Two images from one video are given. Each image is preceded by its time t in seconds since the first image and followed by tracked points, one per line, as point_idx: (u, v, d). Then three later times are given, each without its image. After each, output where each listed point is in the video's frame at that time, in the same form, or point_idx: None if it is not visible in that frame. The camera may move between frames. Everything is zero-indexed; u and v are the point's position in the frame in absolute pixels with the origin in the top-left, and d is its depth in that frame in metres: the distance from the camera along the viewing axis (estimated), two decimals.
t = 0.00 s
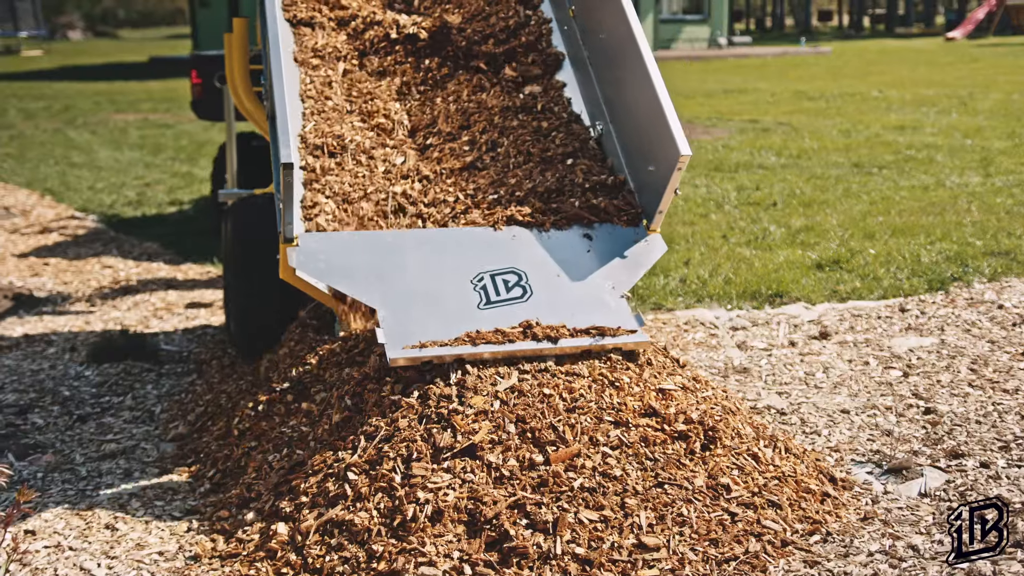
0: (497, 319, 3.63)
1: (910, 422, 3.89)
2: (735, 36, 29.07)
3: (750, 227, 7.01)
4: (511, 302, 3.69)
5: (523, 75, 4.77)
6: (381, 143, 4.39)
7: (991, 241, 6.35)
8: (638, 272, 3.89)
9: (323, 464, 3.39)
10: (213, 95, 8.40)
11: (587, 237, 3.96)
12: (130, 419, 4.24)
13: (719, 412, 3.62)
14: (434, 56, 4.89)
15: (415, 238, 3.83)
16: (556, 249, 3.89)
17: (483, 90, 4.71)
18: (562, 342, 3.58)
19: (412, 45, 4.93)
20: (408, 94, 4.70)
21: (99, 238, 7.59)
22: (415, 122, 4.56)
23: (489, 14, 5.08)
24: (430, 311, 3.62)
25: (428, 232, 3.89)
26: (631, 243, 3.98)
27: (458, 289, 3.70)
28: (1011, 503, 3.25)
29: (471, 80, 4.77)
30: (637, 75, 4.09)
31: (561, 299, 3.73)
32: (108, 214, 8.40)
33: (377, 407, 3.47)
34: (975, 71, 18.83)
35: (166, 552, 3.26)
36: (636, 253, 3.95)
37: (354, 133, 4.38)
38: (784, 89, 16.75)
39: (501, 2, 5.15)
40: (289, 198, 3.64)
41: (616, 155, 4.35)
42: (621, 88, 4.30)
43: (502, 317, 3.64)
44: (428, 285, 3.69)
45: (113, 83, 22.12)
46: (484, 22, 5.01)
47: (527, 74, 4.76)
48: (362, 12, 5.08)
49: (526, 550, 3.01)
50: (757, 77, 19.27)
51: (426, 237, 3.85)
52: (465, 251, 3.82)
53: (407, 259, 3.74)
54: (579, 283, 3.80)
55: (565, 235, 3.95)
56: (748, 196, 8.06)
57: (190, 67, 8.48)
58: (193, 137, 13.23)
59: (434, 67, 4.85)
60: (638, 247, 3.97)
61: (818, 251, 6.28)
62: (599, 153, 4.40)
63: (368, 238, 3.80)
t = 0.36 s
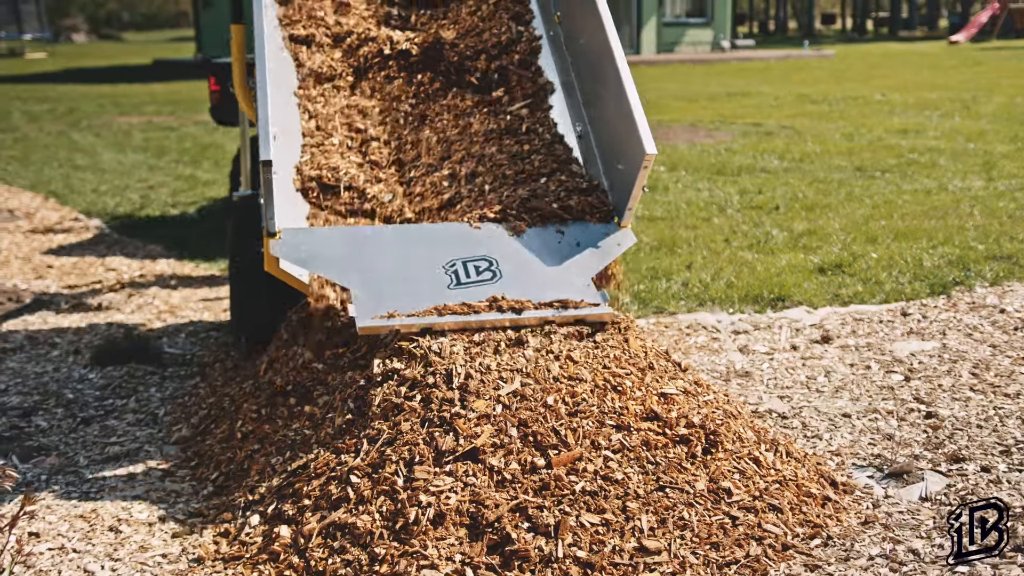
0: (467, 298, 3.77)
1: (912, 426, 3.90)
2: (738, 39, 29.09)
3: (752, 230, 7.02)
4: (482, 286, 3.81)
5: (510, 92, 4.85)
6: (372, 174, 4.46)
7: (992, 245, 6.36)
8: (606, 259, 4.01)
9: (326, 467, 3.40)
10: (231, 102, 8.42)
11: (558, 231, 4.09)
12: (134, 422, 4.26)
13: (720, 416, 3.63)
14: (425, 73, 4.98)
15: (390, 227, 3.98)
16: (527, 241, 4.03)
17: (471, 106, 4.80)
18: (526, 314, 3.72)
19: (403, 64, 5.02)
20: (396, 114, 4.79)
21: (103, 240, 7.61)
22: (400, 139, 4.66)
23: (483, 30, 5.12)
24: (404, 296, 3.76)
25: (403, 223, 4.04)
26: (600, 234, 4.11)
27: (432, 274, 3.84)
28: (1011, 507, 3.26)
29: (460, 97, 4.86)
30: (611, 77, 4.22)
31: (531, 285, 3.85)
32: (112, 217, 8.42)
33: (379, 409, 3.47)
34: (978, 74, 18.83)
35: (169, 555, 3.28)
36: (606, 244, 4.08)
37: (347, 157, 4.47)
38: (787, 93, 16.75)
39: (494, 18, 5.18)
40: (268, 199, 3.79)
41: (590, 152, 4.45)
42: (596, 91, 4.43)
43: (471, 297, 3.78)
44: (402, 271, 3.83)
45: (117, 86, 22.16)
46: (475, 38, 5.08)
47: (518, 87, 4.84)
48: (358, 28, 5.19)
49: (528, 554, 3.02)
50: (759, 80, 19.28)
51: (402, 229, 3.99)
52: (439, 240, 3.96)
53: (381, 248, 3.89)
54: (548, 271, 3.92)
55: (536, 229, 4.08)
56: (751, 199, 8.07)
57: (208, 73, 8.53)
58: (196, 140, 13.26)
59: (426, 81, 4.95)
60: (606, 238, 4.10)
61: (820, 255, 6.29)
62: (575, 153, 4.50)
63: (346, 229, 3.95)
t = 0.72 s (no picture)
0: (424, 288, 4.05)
1: (914, 434, 3.91)
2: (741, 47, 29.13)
3: (756, 238, 7.04)
4: (443, 282, 4.10)
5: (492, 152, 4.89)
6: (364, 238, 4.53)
7: (996, 253, 6.37)
8: (560, 259, 4.28)
9: (330, 473, 3.42)
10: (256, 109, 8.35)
11: (515, 236, 4.38)
12: (139, 427, 4.27)
13: (723, 424, 3.64)
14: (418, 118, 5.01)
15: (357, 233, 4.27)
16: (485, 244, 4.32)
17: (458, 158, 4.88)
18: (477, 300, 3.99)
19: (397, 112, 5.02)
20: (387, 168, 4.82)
21: (108, 247, 7.64)
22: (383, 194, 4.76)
23: (475, 75, 5.16)
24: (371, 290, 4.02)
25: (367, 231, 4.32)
26: (556, 238, 4.40)
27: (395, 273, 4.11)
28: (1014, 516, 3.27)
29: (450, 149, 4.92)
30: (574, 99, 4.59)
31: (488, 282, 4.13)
32: (117, 223, 8.46)
33: (383, 415, 3.50)
34: (982, 82, 18.85)
35: (174, 561, 3.29)
36: (562, 247, 4.36)
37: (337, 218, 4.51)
38: (791, 100, 16.77)
39: (485, 63, 5.22)
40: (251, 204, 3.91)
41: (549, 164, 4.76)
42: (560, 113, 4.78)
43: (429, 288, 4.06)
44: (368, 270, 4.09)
45: (122, 92, 22.22)
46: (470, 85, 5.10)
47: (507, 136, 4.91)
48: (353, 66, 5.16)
49: (531, 561, 3.03)
50: (764, 87, 19.31)
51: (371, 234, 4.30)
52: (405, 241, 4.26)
53: (350, 247, 4.17)
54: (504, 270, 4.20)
55: (494, 236, 4.38)
56: (755, 207, 8.09)
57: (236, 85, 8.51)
58: (201, 146, 13.31)
59: (418, 127, 4.98)
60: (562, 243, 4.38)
61: (824, 262, 6.30)
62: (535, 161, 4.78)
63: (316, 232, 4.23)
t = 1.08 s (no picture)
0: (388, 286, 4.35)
1: (918, 446, 3.90)
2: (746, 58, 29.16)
3: (760, 249, 7.04)
4: (406, 281, 4.40)
5: (467, 207, 5.05)
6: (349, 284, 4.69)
7: (999, 265, 6.37)
8: (520, 261, 4.52)
9: (333, 484, 3.43)
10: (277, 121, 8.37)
11: (480, 242, 4.65)
12: (143, 438, 4.28)
13: (726, 436, 3.64)
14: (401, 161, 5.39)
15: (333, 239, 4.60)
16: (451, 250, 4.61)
17: (440, 201, 5.14)
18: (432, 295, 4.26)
19: (376, 163, 5.39)
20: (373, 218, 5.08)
21: (113, 256, 7.67)
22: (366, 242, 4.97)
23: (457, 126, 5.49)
24: (343, 288, 4.32)
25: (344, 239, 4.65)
26: (518, 242, 4.63)
27: (364, 274, 4.41)
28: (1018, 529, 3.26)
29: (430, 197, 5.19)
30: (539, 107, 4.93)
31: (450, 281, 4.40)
32: (122, 233, 8.48)
33: (386, 426, 3.52)
34: (988, 94, 18.85)
35: (177, 571, 3.29)
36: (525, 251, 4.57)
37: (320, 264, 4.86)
38: (796, 111, 16.78)
39: (467, 113, 5.53)
40: (233, 214, 4.32)
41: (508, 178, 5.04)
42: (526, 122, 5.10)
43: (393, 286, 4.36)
44: (339, 271, 4.40)
45: (128, 102, 22.30)
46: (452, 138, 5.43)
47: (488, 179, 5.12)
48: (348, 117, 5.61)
49: (533, 572, 3.02)
50: (768, 98, 19.33)
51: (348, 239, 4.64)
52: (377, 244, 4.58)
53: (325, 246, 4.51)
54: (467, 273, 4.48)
55: (461, 242, 4.67)
56: (758, 218, 8.10)
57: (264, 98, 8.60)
58: (206, 156, 13.34)
59: (401, 180, 5.30)
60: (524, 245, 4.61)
61: (827, 274, 6.30)
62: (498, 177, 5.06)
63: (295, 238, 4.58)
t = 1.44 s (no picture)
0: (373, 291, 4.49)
1: (920, 460, 3.90)
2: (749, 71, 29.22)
3: (762, 262, 7.05)
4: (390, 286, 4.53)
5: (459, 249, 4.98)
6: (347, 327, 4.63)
7: (1002, 279, 6.37)
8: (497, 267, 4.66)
9: (334, 496, 3.43)
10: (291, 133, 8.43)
11: (464, 246, 4.80)
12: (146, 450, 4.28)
13: (728, 449, 3.64)
14: (389, 207, 5.34)
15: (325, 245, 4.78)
16: (436, 252, 4.77)
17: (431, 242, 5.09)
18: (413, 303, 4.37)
19: (359, 218, 5.32)
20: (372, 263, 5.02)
21: (117, 267, 7.68)
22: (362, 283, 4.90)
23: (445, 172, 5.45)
24: (330, 290, 4.50)
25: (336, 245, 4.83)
26: (501, 249, 4.77)
27: (351, 278, 4.57)
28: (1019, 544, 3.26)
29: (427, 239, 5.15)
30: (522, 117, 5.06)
31: (432, 284, 4.55)
32: (126, 244, 8.50)
33: (388, 438, 3.53)
34: (991, 107, 18.87)
35: None
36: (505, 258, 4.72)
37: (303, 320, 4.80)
38: (799, 124, 16.81)
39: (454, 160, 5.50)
40: (228, 219, 4.52)
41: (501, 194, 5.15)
42: (514, 133, 5.23)
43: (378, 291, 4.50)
44: (328, 273, 4.58)
45: (132, 113, 22.38)
46: (437, 189, 5.37)
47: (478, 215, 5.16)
48: (339, 166, 5.56)
49: None
50: (771, 111, 19.37)
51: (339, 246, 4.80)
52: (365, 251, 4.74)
53: (316, 254, 4.69)
54: (449, 276, 4.62)
55: (445, 247, 4.81)
56: (761, 231, 8.11)
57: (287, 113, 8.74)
58: (210, 167, 13.38)
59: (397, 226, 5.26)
60: (505, 251, 4.76)
61: (829, 287, 6.30)
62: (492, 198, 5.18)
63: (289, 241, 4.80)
